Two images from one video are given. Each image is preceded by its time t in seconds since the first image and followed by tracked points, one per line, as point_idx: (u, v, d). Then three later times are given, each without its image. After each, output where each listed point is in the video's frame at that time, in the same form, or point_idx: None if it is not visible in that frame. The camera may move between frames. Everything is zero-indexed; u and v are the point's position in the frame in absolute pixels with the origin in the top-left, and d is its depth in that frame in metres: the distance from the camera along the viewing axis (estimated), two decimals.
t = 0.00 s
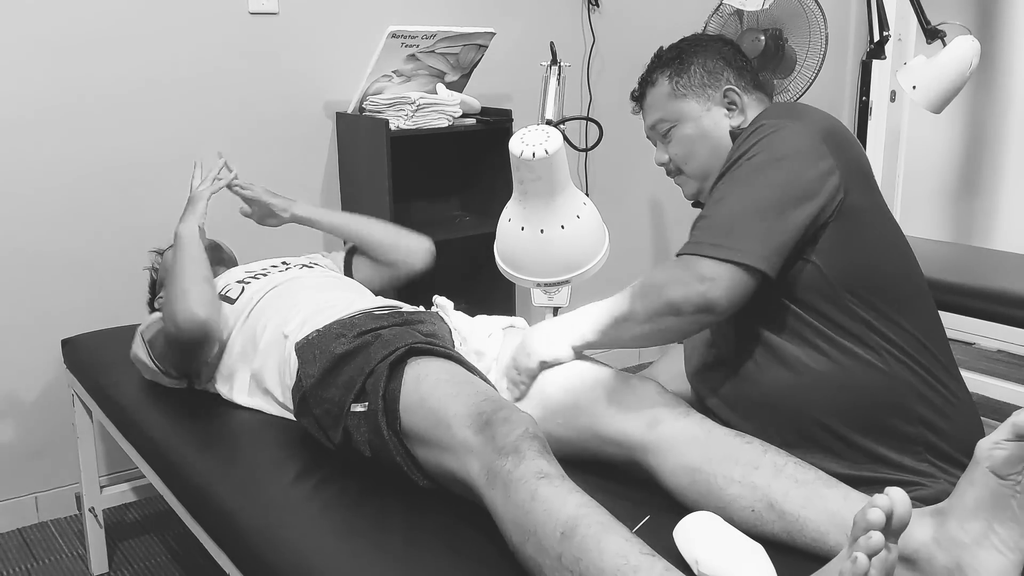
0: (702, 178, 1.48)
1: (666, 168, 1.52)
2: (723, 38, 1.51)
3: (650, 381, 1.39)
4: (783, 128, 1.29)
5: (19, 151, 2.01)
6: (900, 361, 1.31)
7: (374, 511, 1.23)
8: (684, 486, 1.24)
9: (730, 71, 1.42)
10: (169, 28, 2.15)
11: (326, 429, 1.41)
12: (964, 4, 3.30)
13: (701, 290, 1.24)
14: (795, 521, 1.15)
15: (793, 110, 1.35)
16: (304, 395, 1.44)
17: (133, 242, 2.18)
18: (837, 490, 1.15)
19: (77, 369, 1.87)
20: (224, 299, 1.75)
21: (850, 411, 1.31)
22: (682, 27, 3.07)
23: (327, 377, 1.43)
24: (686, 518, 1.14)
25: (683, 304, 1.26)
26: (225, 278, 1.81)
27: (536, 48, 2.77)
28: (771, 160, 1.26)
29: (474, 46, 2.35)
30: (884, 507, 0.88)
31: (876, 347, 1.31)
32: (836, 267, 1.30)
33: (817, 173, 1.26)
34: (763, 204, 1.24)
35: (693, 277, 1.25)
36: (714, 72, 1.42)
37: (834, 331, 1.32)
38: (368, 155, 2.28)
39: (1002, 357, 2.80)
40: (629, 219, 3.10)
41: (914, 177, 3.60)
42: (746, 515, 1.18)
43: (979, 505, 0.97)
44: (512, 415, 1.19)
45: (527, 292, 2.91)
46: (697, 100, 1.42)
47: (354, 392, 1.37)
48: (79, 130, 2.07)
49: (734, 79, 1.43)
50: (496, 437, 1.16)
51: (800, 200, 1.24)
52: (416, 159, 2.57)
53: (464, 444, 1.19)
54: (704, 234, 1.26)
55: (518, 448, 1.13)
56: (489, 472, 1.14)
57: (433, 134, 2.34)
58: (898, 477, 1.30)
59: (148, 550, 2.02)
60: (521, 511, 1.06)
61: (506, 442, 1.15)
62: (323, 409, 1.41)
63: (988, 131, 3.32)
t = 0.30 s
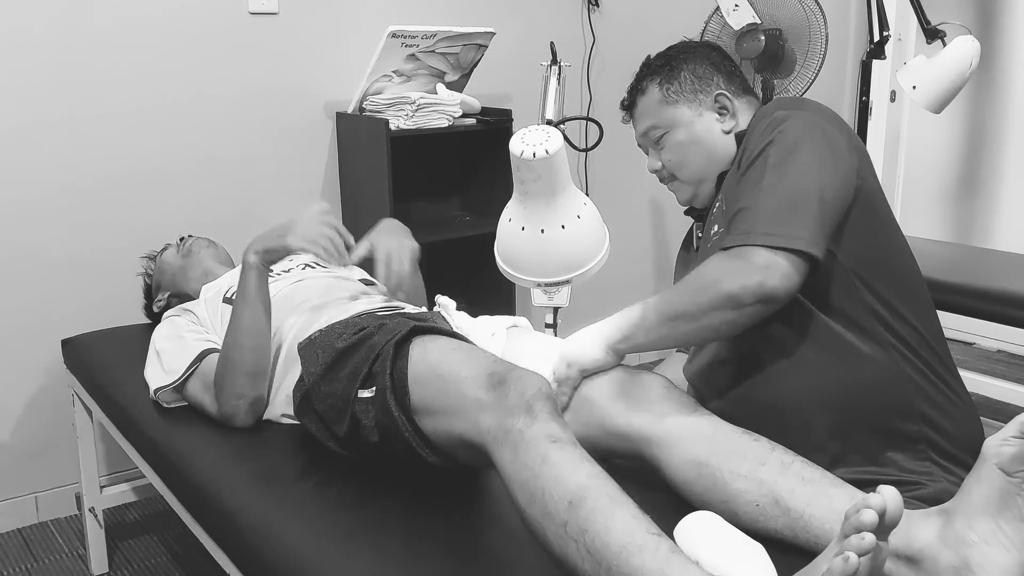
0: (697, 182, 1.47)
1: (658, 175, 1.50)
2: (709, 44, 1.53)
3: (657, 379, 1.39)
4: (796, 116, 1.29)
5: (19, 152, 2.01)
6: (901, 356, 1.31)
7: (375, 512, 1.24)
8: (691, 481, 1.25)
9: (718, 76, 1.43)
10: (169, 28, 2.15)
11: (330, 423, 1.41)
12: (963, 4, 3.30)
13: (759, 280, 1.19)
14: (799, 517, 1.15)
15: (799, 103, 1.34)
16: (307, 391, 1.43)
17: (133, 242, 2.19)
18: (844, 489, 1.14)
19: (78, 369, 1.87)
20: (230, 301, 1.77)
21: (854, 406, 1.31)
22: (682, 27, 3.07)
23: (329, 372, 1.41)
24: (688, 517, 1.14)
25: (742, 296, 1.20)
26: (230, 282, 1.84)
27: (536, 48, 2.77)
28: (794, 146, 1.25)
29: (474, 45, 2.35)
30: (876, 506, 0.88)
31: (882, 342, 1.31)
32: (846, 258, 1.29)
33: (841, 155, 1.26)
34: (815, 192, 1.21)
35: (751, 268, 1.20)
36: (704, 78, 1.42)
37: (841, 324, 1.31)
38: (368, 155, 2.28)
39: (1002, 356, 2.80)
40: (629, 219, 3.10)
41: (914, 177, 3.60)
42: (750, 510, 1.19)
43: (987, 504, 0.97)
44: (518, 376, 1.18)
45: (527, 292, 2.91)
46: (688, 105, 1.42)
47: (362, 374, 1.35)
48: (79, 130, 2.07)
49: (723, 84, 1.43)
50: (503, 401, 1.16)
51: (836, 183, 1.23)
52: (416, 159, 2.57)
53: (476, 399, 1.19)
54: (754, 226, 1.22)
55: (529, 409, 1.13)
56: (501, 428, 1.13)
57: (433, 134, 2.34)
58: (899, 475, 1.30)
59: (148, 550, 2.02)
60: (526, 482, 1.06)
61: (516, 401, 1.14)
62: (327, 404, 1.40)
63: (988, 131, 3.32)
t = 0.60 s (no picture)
0: (697, 179, 1.46)
1: (658, 172, 1.50)
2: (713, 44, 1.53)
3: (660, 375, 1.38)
4: (786, 116, 1.30)
5: (19, 152, 2.01)
6: (895, 354, 1.33)
7: (371, 512, 1.23)
8: (691, 481, 1.25)
9: (721, 75, 1.44)
10: (168, 28, 2.14)
11: (323, 432, 1.41)
12: (963, 4, 3.30)
13: (744, 276, 1.20)
14: (799, 518, 1.15)
15: (793, 101, 1.35)
16: (303, 400, 1.44)
17: (133, 242, 2.18)
18: (842, 490, 1.14)
19: (78, 369, 1.87)
20: (234, 302, 1.78)
21: (853, 407, 1.31)
22: (683, 27, 3.07)
23: (325, 382, 1.42)
24: (688, 518, 1.14)
25: (724, 291, 1.21)
26: (233, 281, 1.84)
27: (536, 48, 2.77)
28: (785, 144, 1.26)
29: (474, 46, 2.35)
30: (925, 507, 0.88)
31: (875, 341, 1.32)
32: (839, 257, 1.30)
33: (830, 155, 1.26)
34: (797, 191, 1.22)
35: (734, 264, 1.21)
36: (706, 76, 1.43)
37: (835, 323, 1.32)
38: (368, 155, 2.28)
39: (1002, 356, 2.80)
40: (629, 219, 3.10)
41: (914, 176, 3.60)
42: (750, 510, 1.19)
43: (986, 502, 1.01)
44: (516, 419, 1.19)
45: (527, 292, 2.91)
46: (690, 103, 1.42)
47: (356, 396, 1.35)
48: (79, 130, 2.07)
49: (725, 83, 1.44)
50: (501, 441, 1.16)
51: (818, 183, 1.24)
52: (416, 159, 2.57)
53: (469, 448, 1.19)
54: (737, 222, 1.23)
55: (524, 451, 1.13)
56: (496, 477, 1.14)
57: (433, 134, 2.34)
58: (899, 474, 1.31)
59: (148, 550, 2.02)
60: (530, 513, 1.06)
61: (510, 446, 1.14)
62: (322, 415, 1.40)
63: (988, 131, 3.32)
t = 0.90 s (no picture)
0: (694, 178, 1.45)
1: (653, 172, 1.50)
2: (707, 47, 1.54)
3: (660, 377, 1.38)
4: (761, 123, 1.30)
5: (20, 152, 2.01)
6: (887, 351, 1.31)
7: (372, 513, 1.23)
8: (689, 480, 1.25)
9: (717, 78, 1.44)
10: (168, 28, 2.15)
11: (321, 437, 1.41)
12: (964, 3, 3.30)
13: (676, 279, 1.24)
14: (799, 515, 1.15)
15: (777, 107, 1.35)
16: (302, 404, 1.43)
17: (133, 241, 2.19)
18: (841, 488, 1.14)
19: (78, 369, 1.87)
20: (234, 300, 1.78)
21: (839, 405, 1.32)
22: (683, 27, 3.07)
23: (323, 387, 1.42)
24: (687, 518, 1.14)
25: (658, 295, 1.26)
26: (234, 280, 1.84)
27: (536, 48, 2.77)
28: (746, 152, 1.27)
29: (474, 46, 2.35)
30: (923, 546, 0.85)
31: (865, 340, 1.31)
32: (820, 258, 1.30)
33: (792, 163, 1.27)
34: (749, 196, 1.24)
35: (668, 266, 1.25)
36: (701, 77, 1.43)
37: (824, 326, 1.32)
38: (368, 155, 2.29)
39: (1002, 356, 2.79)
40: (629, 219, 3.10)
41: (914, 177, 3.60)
42: (749, 508, 1.19)
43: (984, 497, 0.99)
44: (504, 425, 1.18)
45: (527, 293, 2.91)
46: (685, 104, 1.42)
47: (351, 403, 1.35)
48: (79, 130, 2.07)
49: (721, 85, 1.44)
50: (491, 449, 1.15)
51: (776, 192, 1.25)
52: (416, 159, 2.57)
53: (462, 458, 1.19)
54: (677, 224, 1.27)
55: (514, 459, 1.12)
56: (491, 489, 1.13)
57: (433, 134, 2.34)
58: (895, 471, 1.31)
59: (148, 550, 2.02)
60: (524, 521, 1.06)
61: (500, 454, 1.14)
62: (318, 419, 1.40)
63: (989, 131, 3.32)
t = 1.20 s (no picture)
0: (696, 175, 1.45)
1: (655, 169, 1.51)
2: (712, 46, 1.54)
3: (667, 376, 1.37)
4: (770, 120, 1.30)
5: (20, 152, 2.01)
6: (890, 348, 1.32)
7: (374, 512, 1.24)
8: (695, 475, 1.24)
9: (718, 75, 1.44)
10: (168, 28, 2.14)
11: (326, 430, 1.41)
12: (963, 4, 3.30)
13: (710, 279, 1.21)
14: (805, 511, 1.15)
15: (781, 106, 1.34)
16: (307, 396, 1.44)
17: (133, 241, 2.18)
18: (850, 488, 1.15)
19: (78, 369, 1.87)
20: (234, 298, 1.78)
21: (843, 403, 1.32)
22: (682, 27, 3.07)
23: (329, 379, 1.42)
24: (687, 518, 1.14)
25: (693, 296, 1.22)
26: (232, 277, 1.84)
27: (536, 48, 2.77)
28: (764, 148, 1.26)
29: (474, 46, 2.35)
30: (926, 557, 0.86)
31: (869, 338, 1.32)
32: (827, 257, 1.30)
33: (810, 158, 1.26)
34: (772, 194, 1.23)
35: (702, 267, 1.22)
36: (703, 74, 1.43)
37: (825, 326, 1.32)
38: (368, 155, 2.28)
39: (1002, 356, 2.79)
40: (629, 219, 3.10)
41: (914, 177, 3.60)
42: (755, 503, 1.18)
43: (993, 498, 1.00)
44: (511, 424, 1.19)
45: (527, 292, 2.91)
46: (686, 100, 1.42)
47: (357, 396, 1.35)
48: (79, 130, 2.07)
49: (722, 82, 1.44)
50: (496, 447, 1.16)
51: (798, 187, 1.24)
52: (416, 158, 2.57)
53: (467, 455, 1.19)
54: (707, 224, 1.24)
55: (518, 458, 1.12)
56: (495, 486, 1.14)
57: (433, 134, 2.34)
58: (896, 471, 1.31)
59: (148, 550, 2.02)
60: (527, 521, 1.06)
61: (505, 452, 1.14)
62: (323, 412, 1.40)
63: (988, 131, 3.32)
